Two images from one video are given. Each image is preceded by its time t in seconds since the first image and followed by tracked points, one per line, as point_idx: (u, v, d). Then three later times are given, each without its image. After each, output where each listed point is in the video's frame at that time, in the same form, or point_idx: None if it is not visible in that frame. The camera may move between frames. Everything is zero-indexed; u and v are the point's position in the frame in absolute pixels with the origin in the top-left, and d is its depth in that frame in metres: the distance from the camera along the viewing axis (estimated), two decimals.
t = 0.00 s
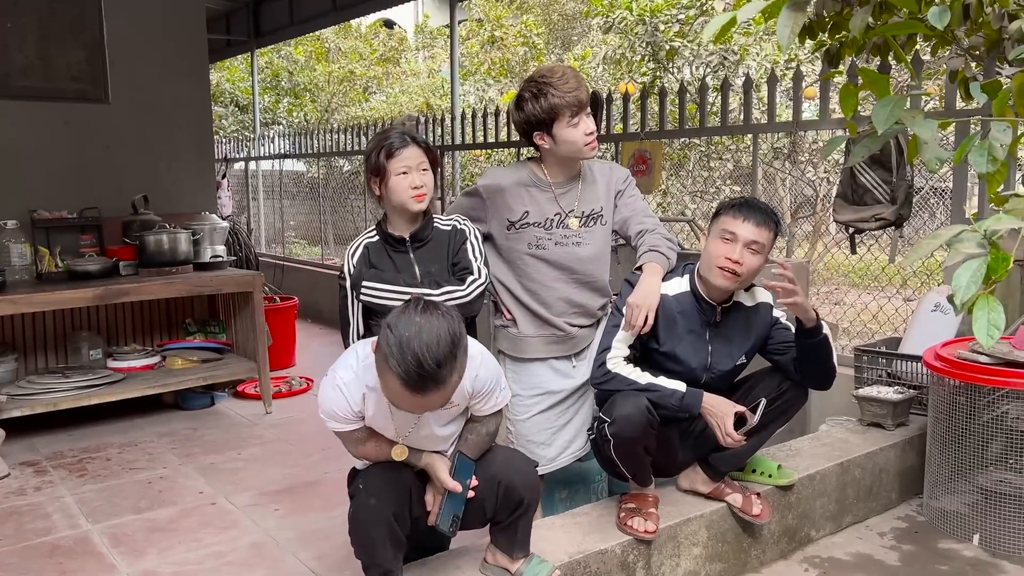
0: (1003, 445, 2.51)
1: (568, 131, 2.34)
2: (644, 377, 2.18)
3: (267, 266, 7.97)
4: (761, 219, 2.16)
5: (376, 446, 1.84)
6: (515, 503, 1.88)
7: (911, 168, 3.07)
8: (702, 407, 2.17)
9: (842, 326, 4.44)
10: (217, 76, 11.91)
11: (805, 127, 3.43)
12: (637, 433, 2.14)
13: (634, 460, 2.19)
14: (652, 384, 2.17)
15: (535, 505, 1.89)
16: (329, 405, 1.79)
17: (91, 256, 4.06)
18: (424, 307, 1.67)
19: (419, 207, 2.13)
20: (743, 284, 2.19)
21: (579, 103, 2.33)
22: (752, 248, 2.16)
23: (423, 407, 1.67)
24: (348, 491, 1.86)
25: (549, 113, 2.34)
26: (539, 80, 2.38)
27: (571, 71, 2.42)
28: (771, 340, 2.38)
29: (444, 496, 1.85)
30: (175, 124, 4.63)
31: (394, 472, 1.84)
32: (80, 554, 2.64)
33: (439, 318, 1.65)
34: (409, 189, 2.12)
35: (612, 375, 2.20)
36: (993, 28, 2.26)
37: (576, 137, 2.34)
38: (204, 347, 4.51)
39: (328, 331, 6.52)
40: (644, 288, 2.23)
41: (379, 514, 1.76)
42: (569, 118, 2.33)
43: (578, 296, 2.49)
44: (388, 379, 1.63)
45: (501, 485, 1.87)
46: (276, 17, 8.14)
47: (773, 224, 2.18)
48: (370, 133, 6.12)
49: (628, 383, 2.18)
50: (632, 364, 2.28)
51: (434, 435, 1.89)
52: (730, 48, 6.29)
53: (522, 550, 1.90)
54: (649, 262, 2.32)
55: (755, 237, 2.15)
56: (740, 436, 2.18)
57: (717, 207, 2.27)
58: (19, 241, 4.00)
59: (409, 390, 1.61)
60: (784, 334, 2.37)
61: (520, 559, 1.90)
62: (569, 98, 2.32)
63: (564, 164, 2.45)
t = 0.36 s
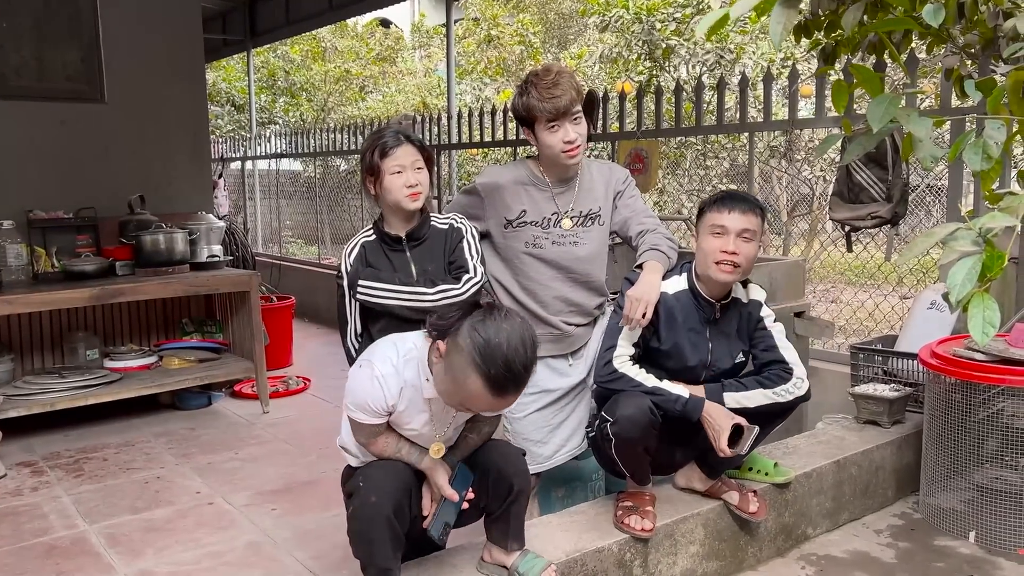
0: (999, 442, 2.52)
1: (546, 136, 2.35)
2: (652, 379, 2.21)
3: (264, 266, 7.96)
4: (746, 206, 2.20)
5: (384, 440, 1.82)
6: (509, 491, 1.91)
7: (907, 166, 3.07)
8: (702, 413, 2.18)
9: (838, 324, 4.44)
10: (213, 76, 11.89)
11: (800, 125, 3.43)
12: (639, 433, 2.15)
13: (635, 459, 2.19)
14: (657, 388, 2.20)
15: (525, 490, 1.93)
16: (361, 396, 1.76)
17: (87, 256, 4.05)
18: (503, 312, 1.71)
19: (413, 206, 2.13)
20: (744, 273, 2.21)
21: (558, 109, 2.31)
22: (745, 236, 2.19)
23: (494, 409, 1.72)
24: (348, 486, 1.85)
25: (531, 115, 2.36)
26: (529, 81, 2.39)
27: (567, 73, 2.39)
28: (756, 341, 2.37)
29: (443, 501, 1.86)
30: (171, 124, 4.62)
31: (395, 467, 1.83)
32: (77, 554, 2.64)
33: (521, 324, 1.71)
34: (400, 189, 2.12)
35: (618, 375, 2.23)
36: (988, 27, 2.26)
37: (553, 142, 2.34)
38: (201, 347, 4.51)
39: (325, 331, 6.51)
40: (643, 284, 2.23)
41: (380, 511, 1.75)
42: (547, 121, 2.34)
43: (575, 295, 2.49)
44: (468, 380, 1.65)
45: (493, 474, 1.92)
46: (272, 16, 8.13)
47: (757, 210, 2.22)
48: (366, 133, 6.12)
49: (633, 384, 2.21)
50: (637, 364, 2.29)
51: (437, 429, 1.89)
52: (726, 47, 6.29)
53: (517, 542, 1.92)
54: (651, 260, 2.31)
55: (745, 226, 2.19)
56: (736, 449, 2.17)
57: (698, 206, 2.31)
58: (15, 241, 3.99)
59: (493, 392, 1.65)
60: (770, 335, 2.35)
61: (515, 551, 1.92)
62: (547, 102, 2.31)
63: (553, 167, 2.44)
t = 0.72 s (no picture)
0: (997, 440, 2.52)
1: (535, 137, 2.36)
2: (654, 379, 2.22)
3: (261, 265, 7.96)
4: (723, 210, 2.17)
5: (400, 446, 1.80)
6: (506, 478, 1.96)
7: (904, 164, 3.07)
8: (703, 409, 2.21)
9: (836, 322, 4.45)
10: (210, 76, 11.88)
11: (798, 123, 3.42)
12: (642, 432, 2.16)
13: (634, 458, 2.19)
14: (660, 387, 2.21)
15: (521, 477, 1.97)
16: (396, 403, 1.72)
17: (84, 256, 4.05)
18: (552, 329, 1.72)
19: (414, 204, 2.12)
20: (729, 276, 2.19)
21: (549, 109, 2.32)
22: (725, 240, 2.17)
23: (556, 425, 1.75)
24: (353, 486, 1.84)
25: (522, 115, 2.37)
26: (524, 80, 2.39)
27: (564, 73, 2.38)
28: (750, 341, 2.34)
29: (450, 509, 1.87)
30: (168, 124, 4.61)
31: (404, 470, 1.83)
32: (75, 555, 2.64)
33: (569, 338, 1.72)
34: (402, 188, 2.11)
35: (620, 376, 2.23)
36: (985, 24, 2.26)
37: (541, 143, 2.36)
38: (199, 347, 4.50)
39: (323, 330, 6.51)
40: (634, 286, 2.24)
41: (389, 516, 1.76)
42: (536, 121, 2.35)
43: (573, 294, 2.48)
44: (540, 411, 1.67)
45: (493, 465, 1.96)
46: (269, 15, 8.12)
47: (737, 209, 2.19)
48: (363, 132, 6.11)
49: (637, 385, 2.21)
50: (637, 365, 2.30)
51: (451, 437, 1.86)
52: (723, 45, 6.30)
53: (518, 532, 1.93)
54: (644, 262, 2.33)
55: (725, 229, 2.16)
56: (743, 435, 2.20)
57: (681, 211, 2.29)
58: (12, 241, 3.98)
59: (563, 413, 1.68)
60: (763, 335, 2.32)
61: (515, 548, 1.92)
62: (536, 103, 2.32)
63: (546, 168, 2.44)
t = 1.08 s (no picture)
0: (997, 438, 2.51)
1: (534, 134, 2.36)
2: (655, 380, 2.25)
3: (261, 265, 7.96)
4: (715, 213, 2.18)
5: (416, 449, 1.80)
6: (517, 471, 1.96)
7: (903, 162, 3.07)
8: (703, 403, 2.25)
9: (835, 321, 4.45)
10: (209, 75, 11.87)
11: (797, 122, 3.41)
12: (643, 436, 2.16)
13: (634, 459, 2.19)
14: (662, 388, 2.24)
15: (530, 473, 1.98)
16: (415, 408, 1.71)
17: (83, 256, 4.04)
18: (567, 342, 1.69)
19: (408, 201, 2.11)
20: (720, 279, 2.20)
21: (547, 108, 2.31)
22: (718, 243, 2.18)
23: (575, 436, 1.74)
24: (368, 482, 1.84)
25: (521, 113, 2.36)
26: (524, 78, 2.38)
27: (564, 72, 2.37)
28: (737, 345, 2.33)
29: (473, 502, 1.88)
30: (166, 124, 4.60)
31: (422, 469, 1.84)
32: (74, 555, 2.63)
33: (587, 350, 1.70)
34: (399, 185, 2.10)
35: (625, 381, 2.25)
36: (984, 22, 2.26)
37: (540, 141, 2.35)
38: (199, 346, 4.50)
39: (323, 330, 6.51)
40: (623, 279, 2.23)
41: (405, 515, 1.78)
42: (536, 120, 2.34)
43: (569, 292, 2.47)
44: (558, 423, 1.66)
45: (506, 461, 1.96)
46: (268, 14, 8.12)
47: (729, 213, 2.20)
48: (363, 131, 6.11)
49: (639, 388, 2.23)
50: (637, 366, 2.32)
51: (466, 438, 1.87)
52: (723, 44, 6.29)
53: (522, 528, 1.94)
54: (637, 259, 2.30)
55: (717, 233, 2.17)
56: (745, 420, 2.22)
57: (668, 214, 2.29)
58: (11, 241, 3.97)
59: (581, 427, 1.67)
60: (749, 341, 2.31)
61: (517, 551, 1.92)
62: (536, 101, 2.31)
63: (545, 167, 2.44)
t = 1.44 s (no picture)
0: (1001, 438, 2.49)
1: (542, 132, 2.33)
2: (649, 383, 2.23)
3: (263, 266, 7.96)
4: (737, 226, 2.16)
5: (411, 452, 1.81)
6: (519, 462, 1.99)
7: (906, 160, 3.05)
8: (697, 410, 2.24)
9: (838, 320, 4.43)
10: (211, 76, 11.87)
11: (799, 121, 3.39)
12: (636, 438, 2.14)
13: (631, 462, 2.18)
14: (656, 391, 2.23)
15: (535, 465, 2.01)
16: (409, 423, 1.71)
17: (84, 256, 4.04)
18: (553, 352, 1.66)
19: (407, 200, 2.10)
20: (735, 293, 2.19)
21: (554, 105, 2.29)
22: (739, 253, 2.16)
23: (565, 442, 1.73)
24: (370, 485, 1.84)
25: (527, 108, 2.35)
26: (534, 74, 2.36)
27: (574, 70, 2.35)
28: (742, 349, 2.32)
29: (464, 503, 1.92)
30: (166, 124, 4.60)
31: (421, 471, 1.84)
32: (74, 556, 2.62)
33: (573, 359, 1.66)
34: (400, 182, 2.10)
35: (618, 382, 2.23)
36: (988, 20, 2.25)
37: (546, 138, 2.33)
38: (200, 347, 4.49)
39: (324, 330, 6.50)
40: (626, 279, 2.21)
41: (408, 517, 1.76)
42: (543, 117, 2.32)
43: (568, 291, 2.46)
44: (547, 432, 1.64)
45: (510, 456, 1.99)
46: (269, 14, 8.11)
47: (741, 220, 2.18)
48: (364, 131, 6.10)
49: (634, 391, 2.22)
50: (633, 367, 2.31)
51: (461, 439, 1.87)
52: (725, 43, 6.27)
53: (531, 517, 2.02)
54: (638, 258, 2.27)
55: (738, 243, 2.15)
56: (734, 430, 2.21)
57: (679, 223, 2.22)
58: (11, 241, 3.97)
59: (569, 436, 1.65)
60: (755, 344, 2.30)
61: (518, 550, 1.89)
62: (544, 99, 2.29)
63: (548, 164, 2.43)
